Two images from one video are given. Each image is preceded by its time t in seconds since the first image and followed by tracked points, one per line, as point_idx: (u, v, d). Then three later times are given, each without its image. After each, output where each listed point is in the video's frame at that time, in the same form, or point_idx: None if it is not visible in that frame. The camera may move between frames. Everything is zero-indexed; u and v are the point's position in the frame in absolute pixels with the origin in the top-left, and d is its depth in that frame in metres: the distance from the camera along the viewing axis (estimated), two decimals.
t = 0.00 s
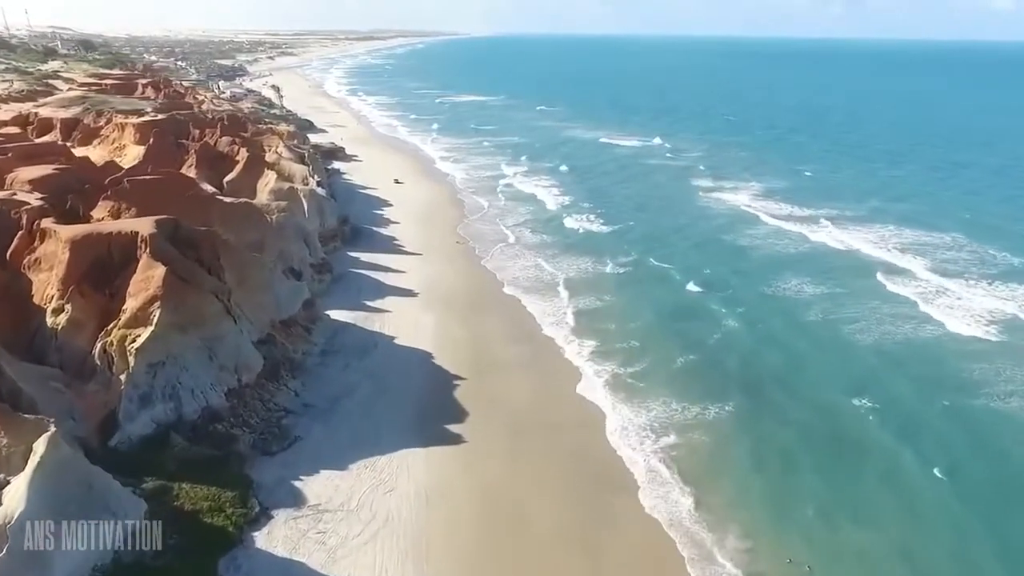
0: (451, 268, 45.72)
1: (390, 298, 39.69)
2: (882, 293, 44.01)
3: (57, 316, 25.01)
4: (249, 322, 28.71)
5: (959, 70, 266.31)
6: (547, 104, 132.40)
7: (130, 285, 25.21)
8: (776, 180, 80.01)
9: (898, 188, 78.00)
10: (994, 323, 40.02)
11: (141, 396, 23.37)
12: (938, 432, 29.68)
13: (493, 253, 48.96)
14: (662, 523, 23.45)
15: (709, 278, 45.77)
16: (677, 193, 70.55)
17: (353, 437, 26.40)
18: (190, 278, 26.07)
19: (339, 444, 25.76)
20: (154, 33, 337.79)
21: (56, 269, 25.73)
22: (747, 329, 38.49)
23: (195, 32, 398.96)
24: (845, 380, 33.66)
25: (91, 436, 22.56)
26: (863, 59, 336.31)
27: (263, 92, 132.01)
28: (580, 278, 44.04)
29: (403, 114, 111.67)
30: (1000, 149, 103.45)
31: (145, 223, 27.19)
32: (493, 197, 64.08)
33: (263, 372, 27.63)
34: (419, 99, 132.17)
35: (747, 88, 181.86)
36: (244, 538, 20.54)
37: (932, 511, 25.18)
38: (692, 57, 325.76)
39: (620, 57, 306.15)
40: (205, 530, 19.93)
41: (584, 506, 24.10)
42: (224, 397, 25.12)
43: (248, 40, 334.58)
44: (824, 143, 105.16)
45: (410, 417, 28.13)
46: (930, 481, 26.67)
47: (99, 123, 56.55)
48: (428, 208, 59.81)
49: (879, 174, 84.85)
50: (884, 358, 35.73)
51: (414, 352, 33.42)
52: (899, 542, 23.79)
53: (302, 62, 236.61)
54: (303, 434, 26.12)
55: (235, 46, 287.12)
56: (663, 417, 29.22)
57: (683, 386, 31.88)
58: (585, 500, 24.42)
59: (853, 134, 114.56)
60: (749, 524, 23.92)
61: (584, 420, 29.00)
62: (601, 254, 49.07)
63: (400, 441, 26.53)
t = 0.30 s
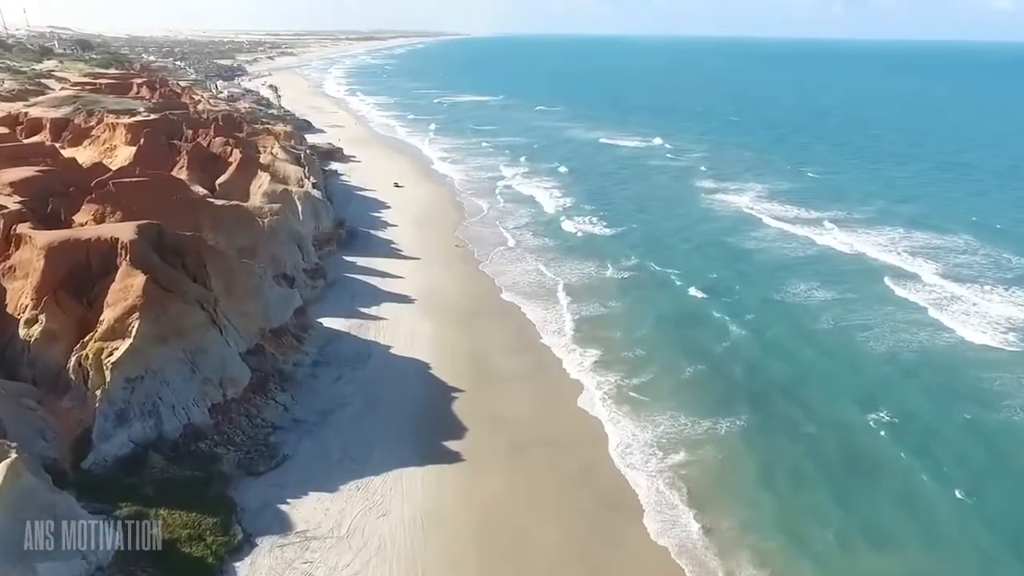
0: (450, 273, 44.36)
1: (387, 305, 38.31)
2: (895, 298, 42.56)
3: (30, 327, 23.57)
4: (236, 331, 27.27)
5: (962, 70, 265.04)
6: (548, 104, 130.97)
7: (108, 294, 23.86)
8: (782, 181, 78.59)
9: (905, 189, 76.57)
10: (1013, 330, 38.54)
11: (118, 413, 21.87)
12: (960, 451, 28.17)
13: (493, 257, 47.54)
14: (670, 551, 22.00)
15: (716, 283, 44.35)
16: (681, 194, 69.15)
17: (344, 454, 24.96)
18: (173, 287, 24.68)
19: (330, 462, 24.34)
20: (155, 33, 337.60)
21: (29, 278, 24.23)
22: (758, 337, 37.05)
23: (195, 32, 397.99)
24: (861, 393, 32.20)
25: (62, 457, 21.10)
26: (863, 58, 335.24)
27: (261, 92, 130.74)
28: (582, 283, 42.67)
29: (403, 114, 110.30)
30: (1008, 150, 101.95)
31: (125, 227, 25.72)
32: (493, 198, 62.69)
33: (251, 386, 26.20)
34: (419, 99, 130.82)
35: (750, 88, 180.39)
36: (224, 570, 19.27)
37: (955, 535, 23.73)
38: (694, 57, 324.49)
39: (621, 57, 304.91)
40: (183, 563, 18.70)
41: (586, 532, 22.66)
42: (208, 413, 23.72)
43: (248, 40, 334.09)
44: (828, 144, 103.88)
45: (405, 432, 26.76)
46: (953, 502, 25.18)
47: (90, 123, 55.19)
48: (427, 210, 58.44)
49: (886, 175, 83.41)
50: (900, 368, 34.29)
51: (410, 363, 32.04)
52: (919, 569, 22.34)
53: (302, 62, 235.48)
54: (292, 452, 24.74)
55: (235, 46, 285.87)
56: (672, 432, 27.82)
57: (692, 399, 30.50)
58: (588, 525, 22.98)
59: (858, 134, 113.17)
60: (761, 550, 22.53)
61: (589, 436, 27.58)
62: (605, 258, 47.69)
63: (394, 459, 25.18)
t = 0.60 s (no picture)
0: (449, 279, 42.95)
1: (382, 313, 36.90)
2: (910, 305, 41.13)
3: None
4: (222, 343, 25.80)
5: (961, 70, 264.28)
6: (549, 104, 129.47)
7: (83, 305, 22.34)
8: (787, 182, 77.14)
9: (914, 190, 75.12)
10: None
11: (91, 434, 20.41)
12: (983, 470, 26.67)
13: (494, 262, 46.11)
14: None
15: (724, 289, 42.91)
16: (685, 196, 67.69)
17: (335, 476, 23.70)
18: (155, 296, 23.22)
19: (320, 486, 23.10)
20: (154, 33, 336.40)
21: None
22: (770, 346, 35.62)
23: (195, 32, 397.68)
24: (878, 406, 30.72)
25: (30, 482, 19.65)
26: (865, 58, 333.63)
27: (259, 92, 129.34)
28: (585, 290, 41.24)
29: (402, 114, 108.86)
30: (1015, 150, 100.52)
31: (102, 232, 24.20)
32: (493, 200, 61.24)
33: (238, 401, 24.79)
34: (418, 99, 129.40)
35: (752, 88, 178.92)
36: None
37: (981, 563, 22.20)
38: (695, 57, 323.00)
39: (622, 57, 303.47)
40: None
41: (590, 564, 21.10)
42: (189, 432, 22.32)
43: (249, 39, 333.12)
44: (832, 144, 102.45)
45: (399, 451, 25.38)
46: (977, 527, 23.69)
47: (79, 123, 53.71)
48: (425, 213, 57.01)
49: (893, 176, 81.97)
50: (919, 380, 32.79)
51: (407, 375, 30.64)
52: None
53: (302, 63, 234.19)
54: (279, 473, 23.37)
55: (235, 47, 284.83)
56: (681, 449, 26.43)
57: (702, 413, 29.10)
58: (591, 554, 21.51)
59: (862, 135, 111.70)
60: None
61: (594, 454, 26.13)
62: (608, 262, 46.26)
63: (387, 481, 23.81)
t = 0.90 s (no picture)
0: (448, 285, 41.50)
1: (378, 321, 35.47)
2: (926, 312, 39.67)
3: None
4: (207, 355, 24.34)
5: (961, 70, 262.47)
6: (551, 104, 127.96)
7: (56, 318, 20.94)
8: (794, 184, 75.68)
9: (922, 192, 73.66)
10: None
11: (60, 458, 18.96)
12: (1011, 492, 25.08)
13: (494, 267, 44.66)
14: None
15: (733, 295, 41.49)
16: (689, 198, 66.25)
17: (324, 501, 22.34)
18: (134, 308, 21.78)
19: (308, 512, 21.85)
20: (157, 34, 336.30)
21: None
22: (783, 356, 34.16)
23: (195, 32, 396.69)
24: (898, 422, 29.21)
25: None
26: (867, 58, 332.41)
27: (258, 92, 127.93)
28: (589, 296, 39.81)
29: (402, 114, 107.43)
30: None
31: (79, 239, 22.78)
32: (493, 203, 59.81)
33: (222, 418, 23.38)
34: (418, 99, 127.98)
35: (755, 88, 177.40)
36: None
37: None
38: (696, 57, 321.50)
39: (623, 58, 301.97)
40: None
41: None
42: (168, 453, 20.90)
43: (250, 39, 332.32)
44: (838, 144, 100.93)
45: (393, 473, 23.99)
46: (1004, 552, 22.16)
47: (68, 123, 52.28)
48: (424, 215, 55.58)
49: (899, 178, 80.53)
50: (940, 393, 31.22)
51: (403, 388, 29.23)
52: None
53: (301, 63, 232.45)
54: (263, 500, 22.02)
55: (235, 47, 283.38)
56: (693, 468, 25.08)
57: (713, 429, 27.68)
58: None
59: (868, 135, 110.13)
60: None
61: (599, 475, 24.63)
62: (612, 267, 44.81)
63: (378, 506, 22.42)
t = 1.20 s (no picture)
0: (446, 290, 40.04)
1: (373, 329, 34.04)
2: (941, 319, 38.17)
3: None
4: (190, 368, 22.86)
5: (963, 70, 261.12)
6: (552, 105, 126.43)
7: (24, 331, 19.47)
8: (801, 185, 74.17)
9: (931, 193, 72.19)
10: None
11: (23, 486, 17.60)
12: None
13: (494, 272, 43.22)
14: None
15: (743, 301, 40.03)
16: (693, 200, 64.79)
17: (310, 529, 20.90)
18: (109, 320, 20.30)
19: (293, 541, 20.44)
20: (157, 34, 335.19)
21: None
22: (797, 366, 32.68)
23: (196, 32, 395.67)
24: (920, 438, 27.66)
25: None
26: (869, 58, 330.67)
27: (256, 92, 126.48)
28: (592, 302, 38.37)
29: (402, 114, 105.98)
30: None
31: (51, 245, 21.26)
32: (493, 205, 58.35)
33: (204, 437, 21.93)
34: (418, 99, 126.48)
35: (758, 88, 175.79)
36: None
37: None
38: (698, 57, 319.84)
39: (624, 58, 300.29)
40: None
41: None
42: (144, 477, 19.46)
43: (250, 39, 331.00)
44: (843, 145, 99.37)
45: (386, 497, 22.54)
46: None
47: (57, 123, 50.89)
48: (422, 218, 54.10)
49: (907, 179, 79.06)
50: (965, 407, 29.58)
51: (398, 403, 27.78)
52: None
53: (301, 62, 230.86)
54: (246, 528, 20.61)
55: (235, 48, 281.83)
56: (704, 490, 23.69)
57: (726, 446, 26.24)
58: None
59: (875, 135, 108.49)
60: None
61: (606, 498, 23.09)
62: (615, 271, 43.36)
63: (369, 534, 20.98)
